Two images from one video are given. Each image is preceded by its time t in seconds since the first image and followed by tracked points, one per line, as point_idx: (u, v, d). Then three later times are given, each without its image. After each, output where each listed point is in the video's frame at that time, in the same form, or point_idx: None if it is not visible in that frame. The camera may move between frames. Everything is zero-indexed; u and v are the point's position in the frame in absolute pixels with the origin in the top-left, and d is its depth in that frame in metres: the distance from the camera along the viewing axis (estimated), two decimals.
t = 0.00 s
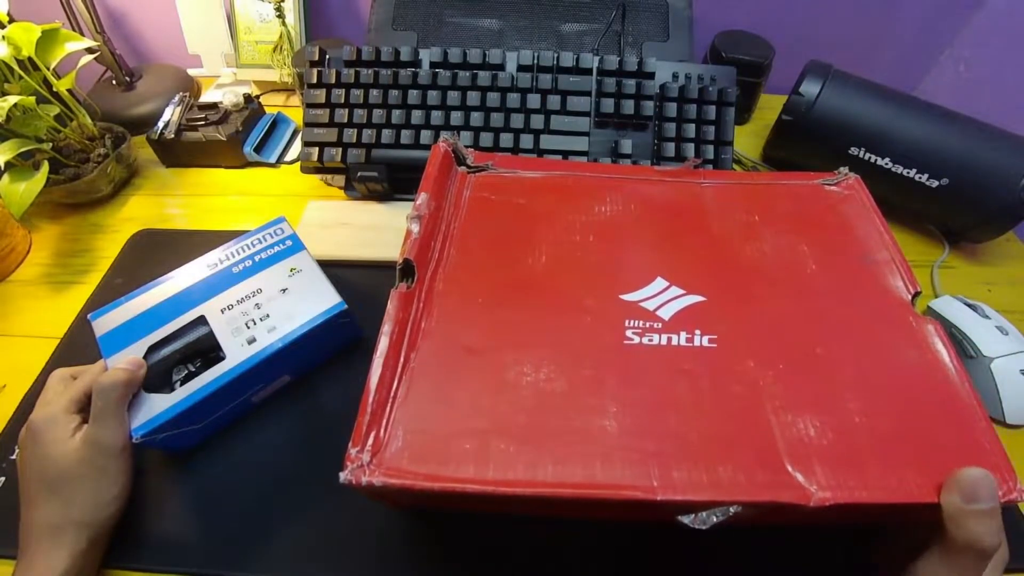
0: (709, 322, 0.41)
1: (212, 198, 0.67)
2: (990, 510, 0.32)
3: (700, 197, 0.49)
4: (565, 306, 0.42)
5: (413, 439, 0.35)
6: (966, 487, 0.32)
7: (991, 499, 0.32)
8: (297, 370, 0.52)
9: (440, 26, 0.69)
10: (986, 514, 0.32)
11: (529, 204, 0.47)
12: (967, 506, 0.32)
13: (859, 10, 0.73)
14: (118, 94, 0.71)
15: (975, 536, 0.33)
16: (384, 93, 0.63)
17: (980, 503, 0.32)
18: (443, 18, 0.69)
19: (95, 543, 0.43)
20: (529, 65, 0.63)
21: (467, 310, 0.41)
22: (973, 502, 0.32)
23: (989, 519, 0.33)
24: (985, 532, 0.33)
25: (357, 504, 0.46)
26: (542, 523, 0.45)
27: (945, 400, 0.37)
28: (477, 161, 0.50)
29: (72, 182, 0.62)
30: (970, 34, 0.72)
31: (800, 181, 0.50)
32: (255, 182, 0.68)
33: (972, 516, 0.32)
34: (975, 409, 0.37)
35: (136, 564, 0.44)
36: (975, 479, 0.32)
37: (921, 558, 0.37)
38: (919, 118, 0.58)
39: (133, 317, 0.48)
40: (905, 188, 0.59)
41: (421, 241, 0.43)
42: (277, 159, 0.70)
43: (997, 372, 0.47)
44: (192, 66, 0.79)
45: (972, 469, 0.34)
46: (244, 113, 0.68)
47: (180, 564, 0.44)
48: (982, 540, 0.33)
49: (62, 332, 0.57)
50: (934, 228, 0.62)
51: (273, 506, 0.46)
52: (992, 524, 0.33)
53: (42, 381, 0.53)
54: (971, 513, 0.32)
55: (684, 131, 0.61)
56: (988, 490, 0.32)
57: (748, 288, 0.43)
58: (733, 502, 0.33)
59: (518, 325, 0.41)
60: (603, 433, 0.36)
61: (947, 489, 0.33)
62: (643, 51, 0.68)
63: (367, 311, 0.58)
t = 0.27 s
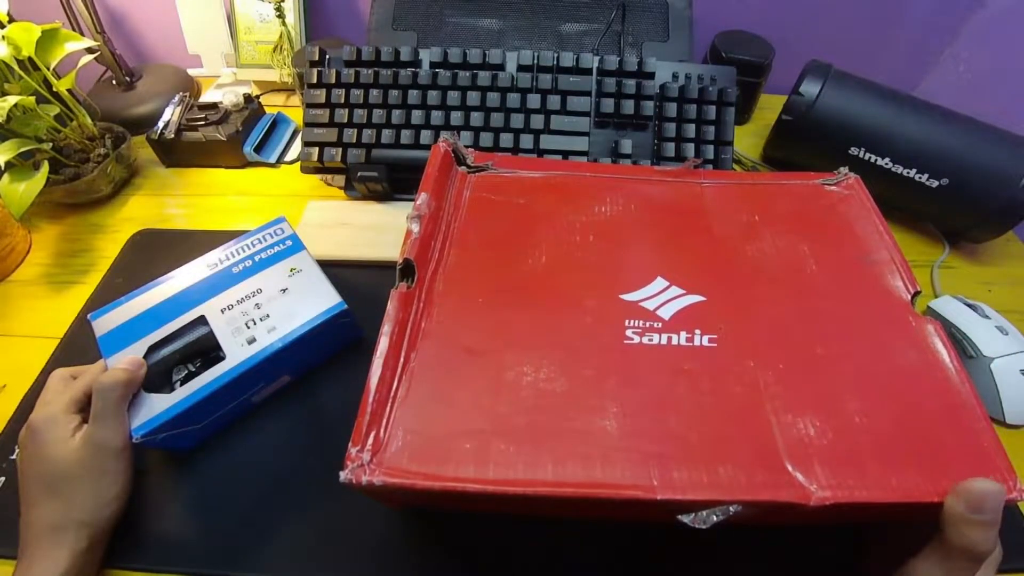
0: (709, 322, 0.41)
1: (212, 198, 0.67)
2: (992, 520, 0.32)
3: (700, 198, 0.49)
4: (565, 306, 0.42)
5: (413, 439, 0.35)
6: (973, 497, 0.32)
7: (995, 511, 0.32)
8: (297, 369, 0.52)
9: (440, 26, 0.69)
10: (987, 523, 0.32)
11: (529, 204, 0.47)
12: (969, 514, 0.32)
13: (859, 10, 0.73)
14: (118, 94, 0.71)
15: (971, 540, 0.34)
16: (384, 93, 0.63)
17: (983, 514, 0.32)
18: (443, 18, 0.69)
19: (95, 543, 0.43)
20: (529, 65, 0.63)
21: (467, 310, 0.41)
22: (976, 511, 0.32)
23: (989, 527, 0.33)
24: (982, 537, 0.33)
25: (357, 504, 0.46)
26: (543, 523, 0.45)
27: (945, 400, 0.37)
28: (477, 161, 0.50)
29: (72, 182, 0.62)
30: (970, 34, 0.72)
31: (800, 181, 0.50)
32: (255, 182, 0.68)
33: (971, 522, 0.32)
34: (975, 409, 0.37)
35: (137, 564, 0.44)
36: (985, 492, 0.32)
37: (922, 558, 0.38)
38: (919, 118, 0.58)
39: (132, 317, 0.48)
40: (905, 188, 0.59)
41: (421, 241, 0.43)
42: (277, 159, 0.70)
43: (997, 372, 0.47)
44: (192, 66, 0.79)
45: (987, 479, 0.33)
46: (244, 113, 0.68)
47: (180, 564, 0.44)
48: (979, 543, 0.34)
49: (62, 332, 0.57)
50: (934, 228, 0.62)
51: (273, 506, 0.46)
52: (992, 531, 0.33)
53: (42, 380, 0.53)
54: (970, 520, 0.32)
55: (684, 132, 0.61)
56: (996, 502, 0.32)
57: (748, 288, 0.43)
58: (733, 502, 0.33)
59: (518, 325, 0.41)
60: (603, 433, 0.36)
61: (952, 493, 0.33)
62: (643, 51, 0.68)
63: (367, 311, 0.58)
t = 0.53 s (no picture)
0: (709, 322, 0.41)
1: (212, 198, 0.67)
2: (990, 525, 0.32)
3: (700, 198, 0.49)
4: (565, 306, 0.42)
5: (413, 439, 0.35)
6: (974, 500, 0.32)
7: (993, 517, 0.32)
8: (297, 370, 0.52)
9: (440, 26, 0.69)
10: (985, 528, 0.32)
11: (529, 204, 0.47)
12: (968, 518, 0.32)
13: (859, 10, 0.73)
14: (118, 94, 0.71)
15: (967, 542, 0.34)
16: (384, 93, 0.63)
17: (981, 520, 0.32)
18: (443, 18, 0.69)
19: (93, 543, 0.43)
20: (529, 65, 0.63)
21: (467, 310, 0.41)
22: (975, 516, 0.32)
23: (985, 532, 0.33)
24: (977, 539, 0.33)
25: (358, 504, 0.46)
26: (543, 523, 0.45)
27: (945, 400, 0.37)
28: (477, 161, 0.50)
29: (72, 182, 0.62)
30: (970, 34, 0.72)
31: (800, 181, 0.50)
32: (255, 182, 0.68)
33: (969, 525, 0.33)
34: (975, 409, 0.37)
35: (137, 564, 0.44)
36: (988, 500, 0.32)
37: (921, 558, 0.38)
38: (919, 118, 0.58)
39: (132, 317, 0.48)
40: (905, 188, 0.59)
41: (421, 241, 0.43)
42: (277, 159, 0.70)
43: (997, 372, 0.47)
44: (192, 66, 0.79)
45: (991, 487, 0.33)
46: (244, 113, 0.68)
47: (181, 563, 0.44)
48: (974, 545, 0.34)
49: (62, 332, 0.57)
50: (934, 228, 0.62)
51: (273, 506, 0.46)
52: (988, 535, 0.33)
53: (42, 381, 0.53)
54: (967, 522, 0.32)
55: (684, 131, 0.61)
56: (998, 509, 0.32)
57: (748, 288, 0.43)
58: (733, 501, 0.33)
59: (518, 325, 0.41)
60: (603, 433, 0.36)
61: (953, 496, 0.33)
62: (643, 51, 0.68)
63: (367, 311, 0.58)
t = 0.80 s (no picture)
0: (709, 321, 0.41)
1: (212, 198, 0.67)
2: (990, 527, 0.32)
3: (700, 197, 0.49)
4: (565, 306, 0.42)
5: (413, 439, 0.35)
6: (974, 502, 0.32)
7: (993, 519, 0.32)
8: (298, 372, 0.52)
9: (440, 26, 0.69)
10: (984, 529, 0.32)
11: (529, 204, 0.47)
12: (967, 518, 0.32)
13: (859, 10, 0.73)
14: (118, 94, 0.71)
15: (966, 544, 0.34)
16: (384, 93, 0.63)
17: (980, 521, 0.32)
18: (443, 18, 0.69)
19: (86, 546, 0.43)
20: (529, 65, 0.63)
21: (467, 309, 0.41)
22: (974, 517, 0.32)
23: (984, 533, 0.33)
24: (976, 541, 0.33)
25: (357, 504, 0.46)
26: (543, 523, 0.45)
27: (945, 400, 0.37)
28: (477, 161, 0.50)
29: (72, 182, 0.62)
30: (970, 34, 0.72)
31: (800, 181, 0.50)
32: (255, 182, 0.68)
33: (968, 525, 0.33)
34: (975, 408, 0.37)
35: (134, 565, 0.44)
36: (989, 504, 0.32)
37: (921, 558, 0.37)
38: (918, 118, 0.58)
39: (133, 316, 0.48)
40: (905, 188, 0.59)
41: (421, 241, 0.43)
42: (277, 159, 0.70)
43: (997, 372, 0.47)
44: (192, 66, 0.79)
45: (992, 489, 0.33)
46: (244, 113, 0.68)
47: (181, 563, 0.44)
48: (973, 546, 0.34)
49: (62, 332, 0.57)
50: (934, 228, 0.62)
51: (273, 506, 0.46)
52: (988, 537, 0.33)
53: (42, 380, 0.53)
54: (966, 523, 0.33)
55: (684, 131, 0.61)
56: (998, 511, 0.32)
57: (748, 288, 0.43)
58: (733, 501, 0.33)
59: (518, 325, 0.41)
60: (603, 433, 0.36)
61: (953, 497, 0.33)
62: (643, 51, 0.68)
63: (367, 311, 0.58)
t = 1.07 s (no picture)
0: (709, 321, 0.41)
1: (212, 198, 0.67)
2: (990, 528, 0.32)
3: (700, 197, 0.49)
4: (565, 306, 0.42)
5: (413, 439, 0.35)
6: (974, 503, 0.32)
7: (993, 520, 0.32)
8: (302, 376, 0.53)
9: (440, 26, 0.69)
10: (984, 530, 0.32)
11: (529, 204, 0.47)
12: (967, 519, 0.33)
13: (859, 10, 0.73)
14: (118, 94, 0.71)
15: (966, 544, 0.34)
16: (384, 93, 0.63)
17: (980, 521, 0.32)
18: (443, 18, 0.69)
19: None
20: (529, 66, 0.63)
21: (467, 310, 0.41)
22: (974, 518, 0.32)
23: (984, 534, 0.33)
24: (976, 542, 0.33)
25: (358, 504, 0.46)
26: (544, 524, 0.45)
27: (944, 400, 0.37)
28: (477, 161, 0.50)
29: (72, 182, 0.62)
30: (970, 34, 0.72)
31: (800, 181, 0.50)
32: (255, 182, 0.68)
33: (968, 526, 0.33)
34: (975, 408, 0.37)
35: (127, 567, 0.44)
36: (988, 505, 0.32)
37: (921, 558, 0.38)
38: (918, 118, 0.58)
39: (118, 335, 0.42)
40: (905, 188, 0.59)
41: (421, 241, 0.43)
42: (277, 159, 0.70)
43: (997, 372, 0.47)
44: (191, 66, 0.79)
45: (992, 490, 0.33)
46: (244, 113, 0.68)
47: (180, 563, 0.44)
48: (973, 547, 0.34)
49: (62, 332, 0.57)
50: (934, 228, 0.62)
51: (273, 506, 0.46)
52: (988, 538, 0.33)
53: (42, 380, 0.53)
54: (966, 524, 0.33)
55: (684, 132, 0.61)
56: (998, 512, 0.32)
57: (748, 288, 0.43)
58: (733, 501, 0.33)
59: (518, 324, 0.41)
60: (603, 432, 0.36)
61: (953, 498, 0.33)
62: (643, 51, 0.68)
63: (367, 311, 0.58)
